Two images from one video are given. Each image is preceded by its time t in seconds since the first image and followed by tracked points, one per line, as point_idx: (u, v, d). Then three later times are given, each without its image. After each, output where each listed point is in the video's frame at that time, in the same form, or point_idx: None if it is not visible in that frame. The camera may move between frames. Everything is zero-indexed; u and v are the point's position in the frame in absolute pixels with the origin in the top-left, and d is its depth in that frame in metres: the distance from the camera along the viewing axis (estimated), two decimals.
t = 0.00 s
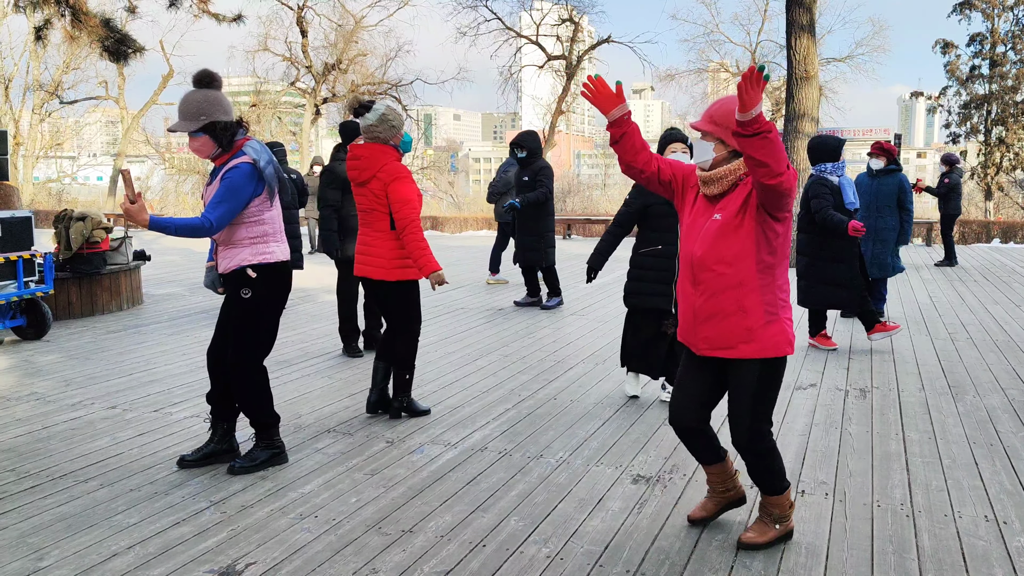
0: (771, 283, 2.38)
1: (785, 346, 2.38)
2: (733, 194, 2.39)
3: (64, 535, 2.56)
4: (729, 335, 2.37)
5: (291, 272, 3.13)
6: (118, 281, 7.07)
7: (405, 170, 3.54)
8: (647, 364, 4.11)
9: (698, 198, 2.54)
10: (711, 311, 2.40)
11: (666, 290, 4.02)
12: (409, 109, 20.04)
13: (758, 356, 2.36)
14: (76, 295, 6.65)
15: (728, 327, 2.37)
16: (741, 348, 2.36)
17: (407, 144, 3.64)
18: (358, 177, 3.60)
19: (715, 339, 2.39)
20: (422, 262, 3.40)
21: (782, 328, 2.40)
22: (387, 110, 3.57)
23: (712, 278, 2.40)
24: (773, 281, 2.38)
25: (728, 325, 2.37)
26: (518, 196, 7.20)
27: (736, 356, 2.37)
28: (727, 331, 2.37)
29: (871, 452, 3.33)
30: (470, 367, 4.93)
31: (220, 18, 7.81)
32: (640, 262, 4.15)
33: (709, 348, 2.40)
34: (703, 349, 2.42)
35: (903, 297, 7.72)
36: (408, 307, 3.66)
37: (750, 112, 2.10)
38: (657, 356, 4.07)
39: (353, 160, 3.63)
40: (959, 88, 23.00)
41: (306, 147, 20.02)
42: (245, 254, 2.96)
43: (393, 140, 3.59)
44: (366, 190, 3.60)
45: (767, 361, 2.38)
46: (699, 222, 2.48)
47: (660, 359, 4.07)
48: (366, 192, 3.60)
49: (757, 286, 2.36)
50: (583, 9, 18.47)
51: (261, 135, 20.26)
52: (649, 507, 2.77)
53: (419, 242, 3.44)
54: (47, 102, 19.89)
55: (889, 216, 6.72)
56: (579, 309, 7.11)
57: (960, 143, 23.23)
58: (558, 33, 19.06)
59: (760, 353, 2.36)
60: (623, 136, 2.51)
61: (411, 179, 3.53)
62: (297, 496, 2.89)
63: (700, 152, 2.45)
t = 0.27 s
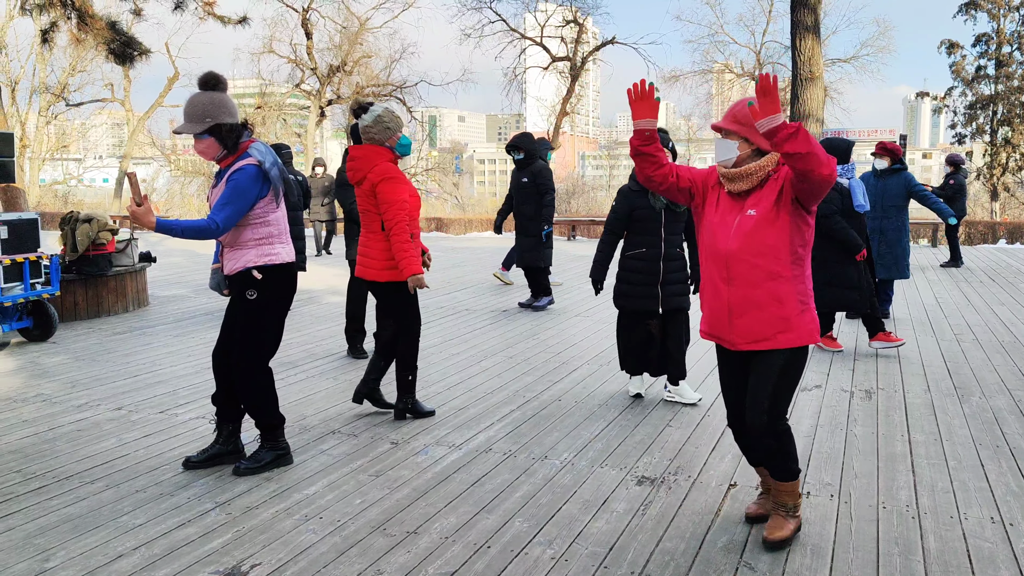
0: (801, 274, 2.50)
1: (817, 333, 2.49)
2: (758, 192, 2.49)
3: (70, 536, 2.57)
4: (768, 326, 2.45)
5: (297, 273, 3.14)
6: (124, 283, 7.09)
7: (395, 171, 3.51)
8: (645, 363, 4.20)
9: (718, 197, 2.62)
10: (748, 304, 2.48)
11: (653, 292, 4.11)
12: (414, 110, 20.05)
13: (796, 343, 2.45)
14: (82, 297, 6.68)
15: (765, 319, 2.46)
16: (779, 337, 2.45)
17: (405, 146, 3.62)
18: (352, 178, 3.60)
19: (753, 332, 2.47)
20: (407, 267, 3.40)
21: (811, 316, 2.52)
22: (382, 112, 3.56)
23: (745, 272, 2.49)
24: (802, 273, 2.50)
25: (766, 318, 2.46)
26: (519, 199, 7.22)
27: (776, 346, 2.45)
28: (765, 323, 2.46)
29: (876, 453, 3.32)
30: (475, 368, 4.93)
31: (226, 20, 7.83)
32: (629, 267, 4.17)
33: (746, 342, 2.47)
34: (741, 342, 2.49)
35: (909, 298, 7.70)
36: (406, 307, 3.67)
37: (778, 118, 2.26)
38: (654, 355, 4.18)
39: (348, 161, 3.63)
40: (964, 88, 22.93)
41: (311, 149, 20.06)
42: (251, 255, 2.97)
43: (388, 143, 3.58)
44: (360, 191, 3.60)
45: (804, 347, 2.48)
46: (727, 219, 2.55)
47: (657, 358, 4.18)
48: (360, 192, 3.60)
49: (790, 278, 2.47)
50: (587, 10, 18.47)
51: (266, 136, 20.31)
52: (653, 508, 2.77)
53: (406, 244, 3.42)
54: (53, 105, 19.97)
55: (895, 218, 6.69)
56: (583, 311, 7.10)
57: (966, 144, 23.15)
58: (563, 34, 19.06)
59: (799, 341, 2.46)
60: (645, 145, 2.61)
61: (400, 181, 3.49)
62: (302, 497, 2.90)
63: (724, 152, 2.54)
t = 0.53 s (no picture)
0: (819, 273, 2.59)
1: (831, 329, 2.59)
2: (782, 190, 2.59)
3: (78, 538, 2.58)
4: (785, 320, 2.55)
5: (304, 276, 3.14)
6: (131, 286, 7.12)
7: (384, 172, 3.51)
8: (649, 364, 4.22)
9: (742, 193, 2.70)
10: (766, 298, 2.57)
11: (655, 292, 4.14)
12: (420, 113, 20.08)
13: (812, 338, 2.55)
14: (90, 299, 6.71)
15: (783, 313, 2.55)
16: (795, 331, 2.54)
17: (396, 149, 3.55)
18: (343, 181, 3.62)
19: (770, 325, 2.56)
20: (410, 261, 3.37)
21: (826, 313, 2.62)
22: (371, 116, 3.54)
23: (767, 267, 2.58)
24: (821, 271, 2.59)
25: (783, 312, 2.55)
26: (519, 200, 7.20)
27: (792, 339, 2.54)
28: (783, 317, 2.55)
29: (884, 456, 3.31)
30: (480, 371, 4.93)
31: (232, 24, 7.87)
32: (630, 267, 4.19)
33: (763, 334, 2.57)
34: (757, 335, 2.59)
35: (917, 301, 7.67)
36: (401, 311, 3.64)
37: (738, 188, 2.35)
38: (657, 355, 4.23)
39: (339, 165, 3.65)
40: (972, 90, 22.85)
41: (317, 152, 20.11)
42: (258, 258, 2.97)
43: (377, 146, 3.55)
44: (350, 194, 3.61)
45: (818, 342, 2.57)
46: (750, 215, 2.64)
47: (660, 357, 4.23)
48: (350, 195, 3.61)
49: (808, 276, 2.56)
50: (593, 12, 18.48)
51: (273, 140, 20.37)
52: (660, 511, 2.77)
53: (400, 242, 3.41)
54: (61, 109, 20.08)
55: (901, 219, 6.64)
56: (589, 313, 7.09)
57: (974, 145, 23.05)
58: (568, 36, 19.06)
59: (814, 336, 2.55)
60: (686, 193, 2.51)
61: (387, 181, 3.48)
62: (308, 499, 2.90)
63: (753, 147, 2.65)
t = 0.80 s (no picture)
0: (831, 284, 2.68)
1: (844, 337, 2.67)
2: (794, 205, 2.73)
3: (87, 541, 2.59)
4: (800, 331, 2.63)
5: (313, 280, 3.16)
6: (140, 290, 7.15)
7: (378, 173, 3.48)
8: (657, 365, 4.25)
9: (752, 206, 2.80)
10: (783, 310, 2.65)
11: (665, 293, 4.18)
12: (428, 118, 20.12)
13: (827, 347, 2.62)
14: (99, 303, 6.74)
15: (798, 324, 2.64)
16: (810, 342, 2.62)
17: (395, 150, 3.52)
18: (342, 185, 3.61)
19: (786, 335, 2.65)
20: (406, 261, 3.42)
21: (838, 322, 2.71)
22: (370, 119, 3.54)
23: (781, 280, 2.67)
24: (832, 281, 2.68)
25: (799, 324, 2.63)
26: (523, 206, 7.18)
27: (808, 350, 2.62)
28: (799, 329, 2.63)
29: (893, 461, 3.29)
30: (487, 375, 4.93)
31: (241, 29, 7.91)
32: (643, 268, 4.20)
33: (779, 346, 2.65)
34: (773, 345, 2.67)
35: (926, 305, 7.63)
36: (395, 316, 3.56)
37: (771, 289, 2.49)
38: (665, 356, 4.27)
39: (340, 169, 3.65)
40: (981, 93, 22.74)
41: (324, 156, 20.18)
42: (269, 261, 2.99)
43: (377, 148, 3.52)
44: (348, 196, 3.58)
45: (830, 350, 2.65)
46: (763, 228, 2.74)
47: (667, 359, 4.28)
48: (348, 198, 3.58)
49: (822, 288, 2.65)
50: (600, 17, 18.50)
51: (281, 144, 20.45)
52: (668, 516, 2.76)
53: (394, 243, 3.39)
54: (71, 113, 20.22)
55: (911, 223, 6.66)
56: (596, 317, 7.09)
57: (983, 149, 22.94)
58: (575, 41, 19.07)
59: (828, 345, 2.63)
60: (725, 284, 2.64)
61: (380, 182, 3.45)
62: (316, 503, 2.91)
63: (762, 159, 2.75)
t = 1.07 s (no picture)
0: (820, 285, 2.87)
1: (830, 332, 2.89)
2: (790, 209, 2.85)
3: (94, 543, 2.60)
4: (796, 329, 2.81)
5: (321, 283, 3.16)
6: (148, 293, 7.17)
7: (371, 178, 3.48)
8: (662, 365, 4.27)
9: (746, 211, 2.94)
10: (782, 311, 2.82)
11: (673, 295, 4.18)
12: (434, 121, 20.15)
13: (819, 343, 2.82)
14: (106, 306, 6.77)
15: (795, 324, 2.82)
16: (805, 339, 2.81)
17: (393, 153, 3.51)
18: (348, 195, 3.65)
19: (785, 335, 2.82)
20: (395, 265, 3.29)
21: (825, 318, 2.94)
22: (368, 122, 3.52)
23: (781, 282, 2.83)
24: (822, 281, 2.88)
25: (796, 323, 2.81)
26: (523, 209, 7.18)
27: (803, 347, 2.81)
28: (795, 328, 2.81)
29: (901, 466, 3.28)
30: (493, 378, 4.93)
31: (248, 33, 7.95)
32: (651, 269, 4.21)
33: (778, 345, 2.82)
34: (772, 344, 2.84)
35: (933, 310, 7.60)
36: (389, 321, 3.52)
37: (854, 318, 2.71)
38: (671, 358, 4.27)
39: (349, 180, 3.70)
40: (989, 97, 22.66)
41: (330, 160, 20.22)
42: (279, 264, 3.00)
43: (375, 152, 3.52)
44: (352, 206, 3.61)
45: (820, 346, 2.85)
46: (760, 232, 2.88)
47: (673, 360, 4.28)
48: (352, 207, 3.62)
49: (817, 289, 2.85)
50: (606, 21, 18.52)
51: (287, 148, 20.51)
52: (675, 520, 2.75)
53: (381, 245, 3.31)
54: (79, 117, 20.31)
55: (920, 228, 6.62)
56: (602, 321, 7.08)
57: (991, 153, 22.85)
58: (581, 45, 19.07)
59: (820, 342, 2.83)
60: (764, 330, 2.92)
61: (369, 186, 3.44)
62: (322, 506, 2.91)
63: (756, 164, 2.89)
